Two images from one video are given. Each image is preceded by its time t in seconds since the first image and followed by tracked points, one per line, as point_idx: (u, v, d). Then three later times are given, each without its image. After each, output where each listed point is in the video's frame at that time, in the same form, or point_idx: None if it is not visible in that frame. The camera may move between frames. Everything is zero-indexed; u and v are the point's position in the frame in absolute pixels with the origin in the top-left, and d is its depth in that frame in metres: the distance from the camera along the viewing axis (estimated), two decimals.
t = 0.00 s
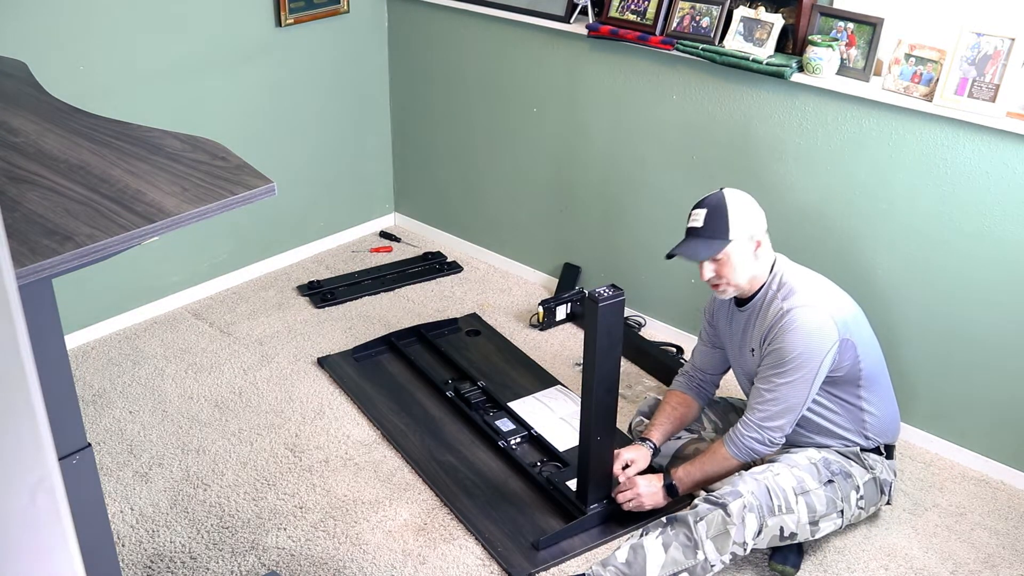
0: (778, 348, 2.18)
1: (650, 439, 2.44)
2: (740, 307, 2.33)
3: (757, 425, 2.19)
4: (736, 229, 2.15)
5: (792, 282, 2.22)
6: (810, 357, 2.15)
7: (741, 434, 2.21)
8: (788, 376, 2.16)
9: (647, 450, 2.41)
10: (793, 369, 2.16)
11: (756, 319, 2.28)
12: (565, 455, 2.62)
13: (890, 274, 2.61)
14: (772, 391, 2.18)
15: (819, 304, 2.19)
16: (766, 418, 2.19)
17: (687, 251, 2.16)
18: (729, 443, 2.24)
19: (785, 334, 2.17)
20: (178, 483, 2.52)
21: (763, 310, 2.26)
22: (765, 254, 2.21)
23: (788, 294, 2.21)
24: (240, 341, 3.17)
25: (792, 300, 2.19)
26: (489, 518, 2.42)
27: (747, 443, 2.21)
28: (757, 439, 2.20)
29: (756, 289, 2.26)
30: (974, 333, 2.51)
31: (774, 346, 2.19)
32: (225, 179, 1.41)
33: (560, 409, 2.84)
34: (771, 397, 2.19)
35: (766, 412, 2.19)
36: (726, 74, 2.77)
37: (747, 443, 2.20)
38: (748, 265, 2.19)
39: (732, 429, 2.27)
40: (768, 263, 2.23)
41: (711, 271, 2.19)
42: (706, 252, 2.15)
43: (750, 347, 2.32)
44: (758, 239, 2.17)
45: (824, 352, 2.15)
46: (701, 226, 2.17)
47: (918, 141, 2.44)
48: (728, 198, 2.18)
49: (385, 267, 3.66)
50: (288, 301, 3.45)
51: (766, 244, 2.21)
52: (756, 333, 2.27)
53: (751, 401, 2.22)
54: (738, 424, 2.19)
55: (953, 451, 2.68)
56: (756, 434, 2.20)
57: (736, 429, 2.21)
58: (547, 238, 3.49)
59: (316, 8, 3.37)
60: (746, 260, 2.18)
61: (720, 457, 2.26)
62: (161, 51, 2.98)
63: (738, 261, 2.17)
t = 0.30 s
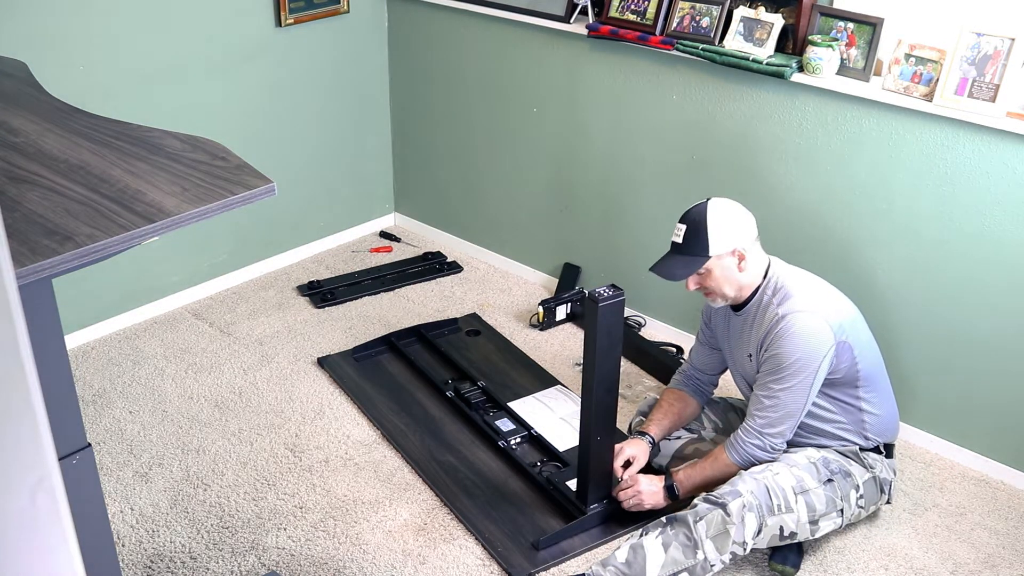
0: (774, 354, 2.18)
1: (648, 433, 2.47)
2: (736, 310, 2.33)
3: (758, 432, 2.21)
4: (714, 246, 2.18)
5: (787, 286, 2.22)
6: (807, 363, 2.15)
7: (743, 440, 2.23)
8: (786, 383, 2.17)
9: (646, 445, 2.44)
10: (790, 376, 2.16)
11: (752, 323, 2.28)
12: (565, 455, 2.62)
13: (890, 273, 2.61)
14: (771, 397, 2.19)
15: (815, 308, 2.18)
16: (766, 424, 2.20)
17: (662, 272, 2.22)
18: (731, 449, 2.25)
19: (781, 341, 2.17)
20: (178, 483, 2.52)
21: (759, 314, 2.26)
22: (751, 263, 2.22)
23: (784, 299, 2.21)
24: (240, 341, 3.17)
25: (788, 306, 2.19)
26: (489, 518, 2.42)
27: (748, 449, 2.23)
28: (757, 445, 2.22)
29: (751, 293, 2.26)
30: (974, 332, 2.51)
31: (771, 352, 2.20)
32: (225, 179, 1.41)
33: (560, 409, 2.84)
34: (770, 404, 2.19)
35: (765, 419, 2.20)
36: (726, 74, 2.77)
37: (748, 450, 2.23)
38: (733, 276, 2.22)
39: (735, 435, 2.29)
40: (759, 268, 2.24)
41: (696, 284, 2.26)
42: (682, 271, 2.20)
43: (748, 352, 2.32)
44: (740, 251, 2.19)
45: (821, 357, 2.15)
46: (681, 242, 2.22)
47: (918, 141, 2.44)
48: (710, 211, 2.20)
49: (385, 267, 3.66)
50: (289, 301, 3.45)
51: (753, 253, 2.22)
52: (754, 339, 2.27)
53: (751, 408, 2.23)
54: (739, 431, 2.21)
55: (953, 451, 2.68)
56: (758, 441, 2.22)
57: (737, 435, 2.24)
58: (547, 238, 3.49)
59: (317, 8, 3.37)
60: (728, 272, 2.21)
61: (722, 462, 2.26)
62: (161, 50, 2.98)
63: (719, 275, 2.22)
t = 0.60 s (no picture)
0: (775, 358, 2.18)
1: (641, 429, 2.50)
2: (736, 313, 2.32)
3: (760, 436, 2.21)
4: (711, 254, 2.18)
5: (787, 289, 2.22)
6: (808, 366, 2.14)
7: (745, 444, 2.23)
8: (787, 386, 2.16)
9: (640, 438, 2.46)
10: (792, 379, 2.16)
11: (753, 327, 2.28)
12: (565, 455, 2.62)
13: (890, 273, 2.61)
14: (773, 401, 2.19)
15: (815, 311, 2.18)
16: (768, 429, 2.20)
17: (660, 282, 2.22)
18: (732, 453, 2.25)
19: (782, 344, 2.17)
20: (178, 483, 2.52)
21: (759, 318, 2.26)
22: (750, 269, 2.22)
23: (783, 302, 2.21)
24: (240, 341, 3.17)
25: (788, 309, 2.19)
26: (489, 518, 2.42)
27: (750, 453, 2.22)
28: (759, 450, 2.21)
29: (751, 296, 2.26)
30: (974, 332, 2.51)
31: (772, 355, 2.19)
32: (225, 178, 1.41)
33: (560, 409, 2.84)
34: (772, 407, 2.19)
35: (768, 423, 2.19)
36: (726, 74, 2.77)
37: (750, 454, 2.22)
38: (733, 281, 2.22)
39: (736, 438, 2.28)
40: (758, 272, 2.24)
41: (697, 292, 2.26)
42: (680, 280, 2.20)
43: (749, 356, 2.32)
44: (737, 258, 2.19)
45: (821, 360, 2.15)
46: (677, 252, 2.21)
47: (918, 141, 2.44)
48: (706, 218, 2.19)
49: (385, 267, 3.67)
50: (289, 301, 3.45)
51: (751, 259, 2.22)
52: (755, 343, 2.27)
53: (753, 412, 2.23)
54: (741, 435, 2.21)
55: (953, 451, 2.68)
56: (760, 445, 2.21)
57: (740, 440, 2.23)
58: (547, 238, 3.49)
59: (317, 8, 3.37)
60: (726, 279, 2.21)
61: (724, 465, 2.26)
62: (161, 51, 2.98)
63: (718, 282, 2.22)
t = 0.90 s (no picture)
0: (775, 359, 2.18)
1: (638, 429, 2.50)
2: (737, 315, 2.32)
3: (760, 437, 2.20)
4: (711, 257, 2.17)
5: (788, 290, 2.22)
6: (809, 368, 2.14)
7: (744, 445, 2.22)
8: (788, 387, 2.16)
9: (637, 439, 2.47)
10: (792, 380, 2.16)
11: (753, 328, 2.28)
12: (565, 455, 2.62)
13: (890, 273, 2.61)
14: (773, 402, 2.19)
15: (816, 312, 2.19)
16: (767, 430, 2.19)
17: (660, 286, 2.21)
18: (732, 453, 2.24)
19: (783, 345, 2.17)
20: (178, 483, 2.52)
21: (760, 319, 2.25)
22: (749, 271, 2.22)
23: (784, 304, 2.20)
24: (240, 341, 3.17)
25: (789, 311, 2.19)
26: (489, 518, 2.42)
27: (750, 454, 2.21)
28: (759, 451, 2.21)
29: (751, 298, 2.26)
30: (974, 332, 2.51)
31: (772, 357, 2.19)
32: (225, 179, 1.41)
33: (560, 409, 2.84)
34: (772, 408, 2.19)
35: (768, 424, 2.19)
36: (726, 74, 2.77)
37: (750, 454, 2.22)
38: (733, 282, 2.22)
39: (736, 439, 2.28)
40: (759, 273, 2.24)
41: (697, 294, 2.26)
42: (680, 283, 2.20)
43: (749, 357, 2.31)
44: (737, 261, 2.19)
45: (822, 362, 2.15)
46: (677, 255, 2.21)
47: (918, 141, 2.44)
48: (706, 220, 2.19)
49: (385, 267, 3.67)
50: (289, 301, 3.45)
51: (750, 261, 2.21)
52: (755, 344, 2.27)
53: (753, 413, 2.22)
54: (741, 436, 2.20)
55: (952, 450, 2.68)
56: (760, 446, 2.21)
57: (739, 440, 2.22)
58: (547, 238, 3.49)
59: (316, 8, 3.37)
60: (726, 282, 2.21)
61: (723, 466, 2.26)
62: (161, 51, 2.98)
63: (718, 285, 2.22)
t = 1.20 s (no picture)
0: (775, 359, 2.18)
1: (638, 430, 2.50)
2: (737, 315, 2.32)
3: (759, 437, 2.20)
4: (711, 257, 2.18)
5: (788, 290, 2.22)
6: (809, 368, 2.14)
7: (744, 445, 2.22)
8: (788, 388, 2.16)
9: (636, 439, 2.47)
10: (792, 381, 2.15)
11: (754, 328, 2.28)
12: (565, 455, 2.62)
13: (890, 273, 2.61)
14: (773, 402, 2.19)
15: (816, 312, 2.18)
16: (767, 430, 2.19)
17: (660, 287, 2.22)
18: (731, 453, 2.24)
19: (783, 345, 2.17)
20: (178, 483, 2.52)
21: (760, 319, 2.26)
22: (750, 271, 2.22)
23: (785, 304, 2.20)
24: (240, 341, 3.17)
25: (789, 311, 2.19)
26: (489, 518, 2.42)
27: (750, 454, 2.21)
28: (759, 451, 2.21)
29: (752, 298, 2.26)
30: (974, 333, 2.51)
31: (772, 357, 2.19)
32: (225, 179, 1.41)
33: (560, 409, 2.84)
34: (772, 408, 2.19)
35: (768, 424, 2.19)
36: (726, 74, 2.77)
37: (749, 454, 2.22)
38: (733, 283, 2.22)
39: (735, 439, 2.28)
40: (759, 274, 2.24)
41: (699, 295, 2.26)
42: (680, 285, 2.20)
43: (749, 357, 2.31)
44: (737, 261, 2.19)
45: (822, 362, 2.15)
46: (676, 256, 2.21)
47: (917, 142, 2.44)
48: (705, 220, 2.19)
49: (385, 267, 3.67)
50: (289, 301, 3.45)
51: (750, 261, 2.22)
52: (755, 343, 2.27)
53: (753, 413, 2.22)
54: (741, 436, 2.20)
55: (952, 450, 2.68)
56: (759, 446, 2.21)
57: (739, 440, 2.22)
58: (547, 238, 3.49)
59: (317, 8, 3.37)
60: (726, 282, 2.22)
61: (723, 468, 2.26)
62: (161, 51, 2.98)
63: (718, 285, 2.22)
